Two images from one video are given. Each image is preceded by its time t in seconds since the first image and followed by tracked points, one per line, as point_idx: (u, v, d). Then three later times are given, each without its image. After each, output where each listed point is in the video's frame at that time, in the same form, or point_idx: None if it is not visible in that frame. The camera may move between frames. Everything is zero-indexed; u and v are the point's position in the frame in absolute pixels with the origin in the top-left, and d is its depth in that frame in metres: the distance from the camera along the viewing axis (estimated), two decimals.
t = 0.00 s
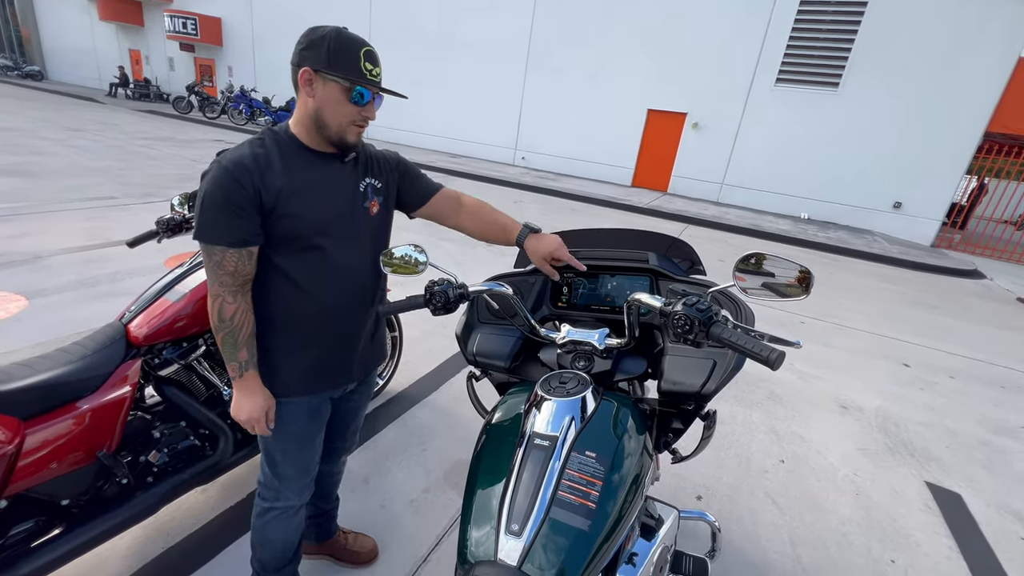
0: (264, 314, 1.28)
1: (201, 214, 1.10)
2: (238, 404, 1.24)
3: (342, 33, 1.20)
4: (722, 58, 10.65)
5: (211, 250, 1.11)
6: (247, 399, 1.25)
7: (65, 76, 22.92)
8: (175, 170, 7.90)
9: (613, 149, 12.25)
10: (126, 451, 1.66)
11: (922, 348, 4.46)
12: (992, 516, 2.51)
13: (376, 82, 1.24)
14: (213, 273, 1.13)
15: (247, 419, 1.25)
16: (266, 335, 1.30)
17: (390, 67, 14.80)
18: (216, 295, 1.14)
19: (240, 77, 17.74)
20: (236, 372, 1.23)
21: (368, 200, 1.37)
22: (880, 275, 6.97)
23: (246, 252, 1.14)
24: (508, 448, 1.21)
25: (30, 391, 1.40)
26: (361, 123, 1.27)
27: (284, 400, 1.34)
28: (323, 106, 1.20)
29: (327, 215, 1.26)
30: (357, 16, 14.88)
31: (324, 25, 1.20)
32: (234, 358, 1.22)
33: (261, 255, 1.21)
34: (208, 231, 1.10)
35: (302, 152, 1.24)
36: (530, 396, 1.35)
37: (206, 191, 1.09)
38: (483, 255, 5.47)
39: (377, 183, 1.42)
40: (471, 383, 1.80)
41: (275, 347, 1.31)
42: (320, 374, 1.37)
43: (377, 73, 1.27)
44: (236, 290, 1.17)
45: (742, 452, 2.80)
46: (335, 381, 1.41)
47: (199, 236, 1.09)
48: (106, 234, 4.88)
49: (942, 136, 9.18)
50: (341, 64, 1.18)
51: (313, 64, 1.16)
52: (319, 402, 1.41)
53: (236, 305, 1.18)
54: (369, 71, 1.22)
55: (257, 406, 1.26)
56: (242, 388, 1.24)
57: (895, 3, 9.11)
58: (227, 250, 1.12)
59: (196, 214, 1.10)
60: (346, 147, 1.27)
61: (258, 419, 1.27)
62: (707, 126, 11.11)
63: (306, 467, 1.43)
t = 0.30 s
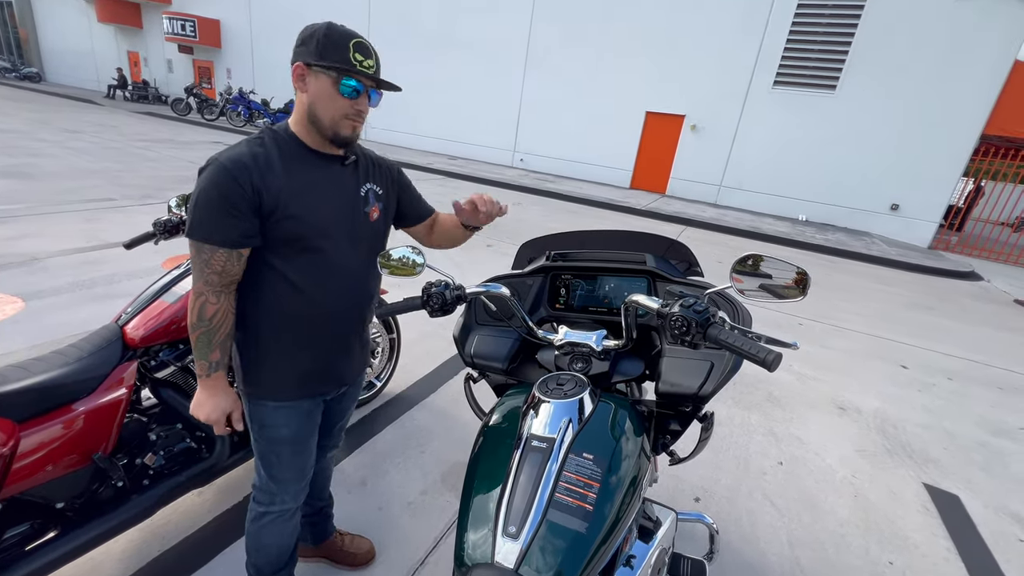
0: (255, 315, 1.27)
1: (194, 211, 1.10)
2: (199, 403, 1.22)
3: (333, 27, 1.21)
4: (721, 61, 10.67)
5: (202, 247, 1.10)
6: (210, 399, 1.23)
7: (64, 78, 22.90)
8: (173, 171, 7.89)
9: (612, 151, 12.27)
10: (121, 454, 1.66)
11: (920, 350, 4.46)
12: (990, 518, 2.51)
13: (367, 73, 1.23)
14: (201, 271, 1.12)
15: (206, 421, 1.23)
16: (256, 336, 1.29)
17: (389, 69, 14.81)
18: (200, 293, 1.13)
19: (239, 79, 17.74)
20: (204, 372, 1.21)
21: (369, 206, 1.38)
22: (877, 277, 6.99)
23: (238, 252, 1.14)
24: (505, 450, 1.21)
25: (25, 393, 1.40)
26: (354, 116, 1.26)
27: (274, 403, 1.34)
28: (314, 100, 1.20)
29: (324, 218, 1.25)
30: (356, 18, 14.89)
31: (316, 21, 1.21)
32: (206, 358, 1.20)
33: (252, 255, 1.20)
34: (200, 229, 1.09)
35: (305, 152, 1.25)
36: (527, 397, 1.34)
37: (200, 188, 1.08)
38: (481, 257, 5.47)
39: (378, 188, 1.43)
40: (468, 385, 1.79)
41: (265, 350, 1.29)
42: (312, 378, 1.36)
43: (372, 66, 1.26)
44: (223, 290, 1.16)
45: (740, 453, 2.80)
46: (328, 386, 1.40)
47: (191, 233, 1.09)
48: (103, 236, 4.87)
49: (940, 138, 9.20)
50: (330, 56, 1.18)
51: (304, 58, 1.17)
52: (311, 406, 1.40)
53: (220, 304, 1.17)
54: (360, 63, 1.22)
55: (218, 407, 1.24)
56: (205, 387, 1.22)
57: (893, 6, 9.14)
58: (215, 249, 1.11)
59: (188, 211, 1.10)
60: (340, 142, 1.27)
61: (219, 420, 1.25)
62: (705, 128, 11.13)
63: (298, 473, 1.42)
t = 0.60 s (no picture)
0: (260, 317, 1.27)
1: (198, 214, 1.09)
2: (240, 414, 1.21)
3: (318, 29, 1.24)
4: (721, 63, 10.69)
5: (210, 251, 1.10)
6: (248, 405, 1.22)
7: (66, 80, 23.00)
8: (175, 174, 7.91)
9: (612, 153, 12.29)
10: (123, 456, 1.66)
11: (921, 352, 4.46)
12: (991, 520, 2.51)
13: (344, 68, 1.21)
14: (209, 277, 1.11)
15: (252, 426, 1.23)
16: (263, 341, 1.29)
17: (390, 72, 14.84)
18: (213, 299, 1.12)
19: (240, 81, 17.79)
20: (234, 379, 1.20)
21: (368, 209, 1.40)
22: (878, 279, 6.98)
23: (246, 255, 1.14)
24: (506, 453, 1.21)
25: (27, 396, 1.40)
26: (335, 114, 1.24)
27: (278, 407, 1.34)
28: (297, 100, 1.22)
29: (325, 220, 1.26)
30: (357, 21, 14.94)
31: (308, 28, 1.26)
32: (231, 364, 1.19)
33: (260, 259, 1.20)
34: (207, 232, 1.08)
35: (300, 153, 1.26)
36: (528, 400, 1.35)
37: (205, 190, 1.08)
38: (482, 259, 5.48)
39: (375, 192, 1.45)
40: (468, 388, 1.79)
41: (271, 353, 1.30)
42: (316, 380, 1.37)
43: (356, 63, 1.24)
44: (236, 292, 1.16)
45: (741, 456, 2.80)
46: (330, 388, 1.41)
47: (197, 237, 1.08)
48: (105, 238, 4.88)
49: (940, 139, 9.20)
50: (307, 53, 1.19)
51: (287, 60, 1.22)
52: (313, 409, 1.40)
53: (235, 307, 1.17)
54: (336, 58, 1.21)
55: (261, 412, 1.24)
56: (238, 395, 1.21)
57: (893, 8, 9.15)
58: (226, 252, 1.11)
59: (194, 215, 1.09)
60: (325, 141, 1.25)
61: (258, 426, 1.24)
62: (705, 130, 11.15)
63: (301, 477, 1.43)
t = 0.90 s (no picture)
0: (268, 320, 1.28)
1: (205, 220, 1.10)
2: (292, 404, 1.23)
3: (333, 39, 1.20)
4: (724, 64, 10.68)
5: (221, 256, 1.11)
6: (299, 391, 1.24)
7: (71, 82, 23.14)
8: (179, 176, 7.95)
9: (615, 154, 12.29)
10: (128, 457, 1.67)
11: (925, 354, 4.44)
12: (996, 523, 2.49)
13: (364, 90, 1.23)
14: (222, 281, 1.12)
15: (308, 411, 1.24)
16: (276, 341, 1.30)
17: (393, 74, 14.89)
18: (232, 301, 1.13)
19: (244, 84, 17.87)
20: (274, 373, 1.22)
21: (368, 208, 1.40)
22: (882, 280, 6.96)
23: (256, 257, 1.15)
24: (509, 454, 1.21)
25: (34, 397, 1.41)
26: (350, 131, 1.27)
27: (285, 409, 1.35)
28: (309, 111, 1.21)
29: (328, 220, 1.27)
30: (360, 23, 14.99)
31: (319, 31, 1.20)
32: (268, 357, 1.20)
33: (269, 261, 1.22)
34: (217, 237, 1.10)
35: (299, 155, 1.26)
36: (531, 401, 1.35)
37: (212, 196, 1.09)
38: (484, 260, 5.49)
39: (375, 191, 1.45)
40: (471, 389, 1.80)
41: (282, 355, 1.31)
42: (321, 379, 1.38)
43: (370, 81, 1.25)
44: (252, 293, 1.17)
45: (744, 458, 2.79)
46: (334, 388, 1.42)
47: (205, 243, 1.09)
48: (110, 240, 4.91)
49: (944, 140, 9.18)
50: (328, 72, 1.18)
51: (302, 71, 1.17)
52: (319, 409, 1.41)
53: (255, 307, 1.18)
54: (357, 80, 1.21)
55: (312, 397, 1.24)
56: (285, 386, 1.23)
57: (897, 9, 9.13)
58: (238, 255, 1.12)
59: (203, 222, 1.10)
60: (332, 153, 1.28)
61: (314, 412, 1.25)
62: (707, 131, 11.14)
63: (307, 478, 1.43)
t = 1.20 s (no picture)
0: (265, 322, 1.28)
1: (206, 222, 1.12)
2: (236, 412, 1.24)
3: (366, 58, 1.22)
4: (726, 64, 10.68)
5: (215, 258, 1.12)
6: (250, 403, 1.25)
7: (77, 85, 23.29)
8: (184, 177, 7.98)
9: (618, 155, 12.28)
10: (134, 457, 1.68)
11: (931, 355, 4.42)
12: (1003, 525, 2.48)
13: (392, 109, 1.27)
14: (212, 284, 1.14)
15: (248, 425, 1.25)
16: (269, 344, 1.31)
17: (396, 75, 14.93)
18: (212, 304, 1.14)
19: (248, 85, 17.95)
20: (233, 380, 1.23)
21: (374, 214, 1.41)
22: (887, 280, 6.93)
23: (251, 263, 1.16)
24: (512, 455, 1.21)
25: (41, 398, 1.43)
26: (373, 146, 1.31)
27: (287, 408, 1.35)
28: (337, 125, 1.23)
29: (332, 227, 1.27)
30: (364, 25, 15.05)
31: (349, 47, 1.22)
32: (230, 365, 1.21)
33: (265, 265, 1.23)
34: (215, 240, 1.11)
35: (313, 162, 1.27)
36: (534, 402, 1.35)
37: (213, 199, 1.11)
38: (487, 261, 5.49)
39: (381, 196, 1.47)
40: (474, 390, 1.80)
41: (280, 356, 1.31)
42: (325, 382, 1.37)
43: (395, 99, 1.30)
44: (237, 299, 1.18)
45: (747, 459, 2.79)
46: (340, 390, 1.42)
47: (204, 245, 1.11)
48: (116, 241, 4.94)
49: (948, 141, 9.15)
50: (362, 91, 1.20)
51: (335, 88, 1.19)
52: (323, 410, 1.41)
53: (236, 312, 1.19)
54: (388, 99, 1.25)
55: (257, 412, 1.26)
56: (237, 394, 1.24)
57: (901, 8, 9.10)
58: (230, 260, 1.13)
59: (201, 223, 1.12)
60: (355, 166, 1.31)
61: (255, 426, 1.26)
62: (710, 132, 11.13)
63: (310, 478, 1.44)
